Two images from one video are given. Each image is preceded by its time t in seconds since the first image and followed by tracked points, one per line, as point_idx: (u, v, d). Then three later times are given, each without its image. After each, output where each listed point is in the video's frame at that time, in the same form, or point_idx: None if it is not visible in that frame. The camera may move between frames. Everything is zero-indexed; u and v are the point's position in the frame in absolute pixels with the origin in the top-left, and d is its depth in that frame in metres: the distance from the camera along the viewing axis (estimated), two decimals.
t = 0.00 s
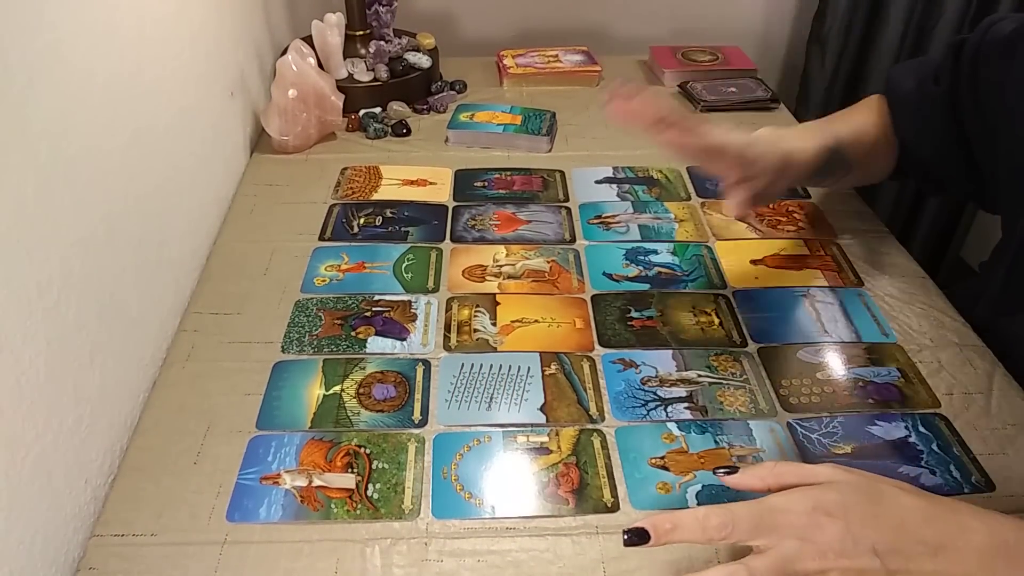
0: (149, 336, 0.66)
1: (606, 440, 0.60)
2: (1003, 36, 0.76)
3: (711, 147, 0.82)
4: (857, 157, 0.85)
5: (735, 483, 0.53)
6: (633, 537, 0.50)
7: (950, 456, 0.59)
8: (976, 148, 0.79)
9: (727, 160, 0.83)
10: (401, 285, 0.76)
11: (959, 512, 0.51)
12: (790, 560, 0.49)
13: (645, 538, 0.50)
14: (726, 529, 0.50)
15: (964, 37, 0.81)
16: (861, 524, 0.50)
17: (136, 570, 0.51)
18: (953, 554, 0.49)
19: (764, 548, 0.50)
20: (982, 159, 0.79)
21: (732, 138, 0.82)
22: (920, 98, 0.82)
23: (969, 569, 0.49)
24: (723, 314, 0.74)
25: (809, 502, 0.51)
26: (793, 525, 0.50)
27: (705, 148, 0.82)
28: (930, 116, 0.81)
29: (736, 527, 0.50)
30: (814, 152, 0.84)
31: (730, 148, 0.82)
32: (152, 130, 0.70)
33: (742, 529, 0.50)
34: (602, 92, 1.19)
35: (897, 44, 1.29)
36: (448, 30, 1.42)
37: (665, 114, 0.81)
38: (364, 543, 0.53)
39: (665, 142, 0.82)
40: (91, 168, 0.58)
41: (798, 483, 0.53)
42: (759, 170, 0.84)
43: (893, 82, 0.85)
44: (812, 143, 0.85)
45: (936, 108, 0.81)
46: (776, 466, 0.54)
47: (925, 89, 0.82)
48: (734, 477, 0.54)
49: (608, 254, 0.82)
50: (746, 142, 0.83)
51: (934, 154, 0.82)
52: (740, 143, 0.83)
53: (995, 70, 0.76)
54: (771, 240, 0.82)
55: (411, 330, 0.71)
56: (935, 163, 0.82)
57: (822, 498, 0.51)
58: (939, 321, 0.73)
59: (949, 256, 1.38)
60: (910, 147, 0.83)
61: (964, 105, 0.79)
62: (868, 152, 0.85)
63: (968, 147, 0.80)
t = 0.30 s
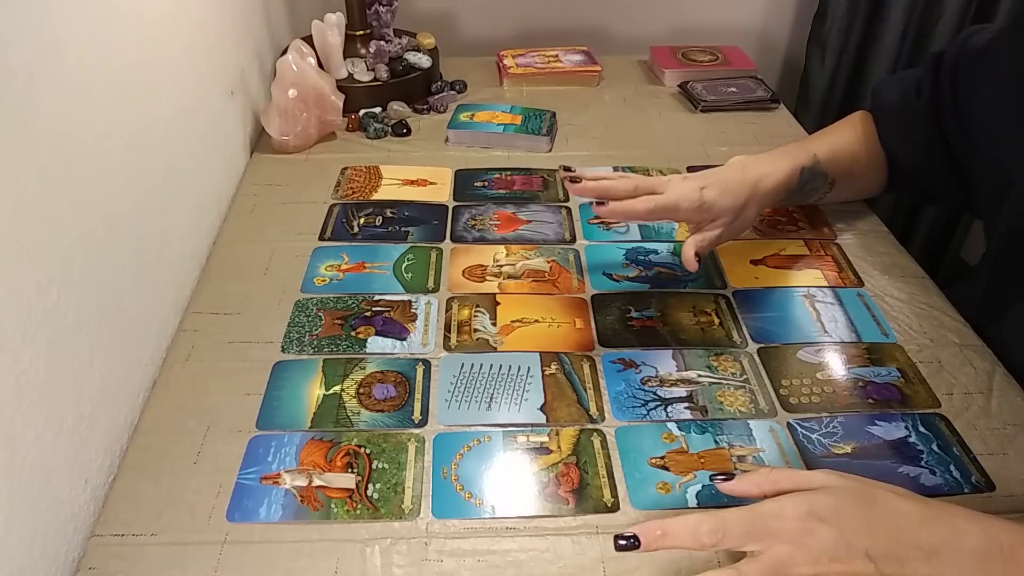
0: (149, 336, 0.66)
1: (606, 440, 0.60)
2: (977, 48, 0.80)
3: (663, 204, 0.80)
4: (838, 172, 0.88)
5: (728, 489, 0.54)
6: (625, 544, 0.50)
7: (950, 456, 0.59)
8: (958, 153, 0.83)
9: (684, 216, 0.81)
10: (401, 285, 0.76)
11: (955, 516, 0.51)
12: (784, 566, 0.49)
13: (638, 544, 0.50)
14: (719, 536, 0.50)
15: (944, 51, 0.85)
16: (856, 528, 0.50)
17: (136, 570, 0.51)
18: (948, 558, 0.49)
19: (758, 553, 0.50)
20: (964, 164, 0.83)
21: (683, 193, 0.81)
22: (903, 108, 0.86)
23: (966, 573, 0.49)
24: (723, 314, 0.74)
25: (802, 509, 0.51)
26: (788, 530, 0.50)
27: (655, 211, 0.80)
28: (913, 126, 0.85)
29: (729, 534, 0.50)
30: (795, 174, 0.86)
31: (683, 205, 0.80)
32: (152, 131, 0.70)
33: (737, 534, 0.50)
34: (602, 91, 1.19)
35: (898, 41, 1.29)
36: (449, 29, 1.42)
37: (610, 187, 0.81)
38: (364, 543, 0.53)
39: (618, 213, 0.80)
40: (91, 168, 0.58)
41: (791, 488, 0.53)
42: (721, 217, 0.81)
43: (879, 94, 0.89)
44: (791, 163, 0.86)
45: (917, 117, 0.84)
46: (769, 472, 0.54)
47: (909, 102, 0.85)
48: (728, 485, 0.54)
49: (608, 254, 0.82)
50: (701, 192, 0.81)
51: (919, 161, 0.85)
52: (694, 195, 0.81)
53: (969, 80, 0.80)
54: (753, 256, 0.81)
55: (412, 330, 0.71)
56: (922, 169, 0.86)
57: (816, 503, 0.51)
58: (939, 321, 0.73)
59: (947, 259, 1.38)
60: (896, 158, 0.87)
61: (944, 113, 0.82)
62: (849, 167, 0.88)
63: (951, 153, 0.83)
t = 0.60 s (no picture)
0: (149, 336, 0.66)
1: (606, 440, 0.60)
2: (964, 44, 0.82)
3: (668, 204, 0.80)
4: (838, 173, 0.88)
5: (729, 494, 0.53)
6: (626, 540, 0.50)
7: (950, 456, 0.59)
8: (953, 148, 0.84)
9: (689, 214, 0.81)
10: (401, 285, 0.76)
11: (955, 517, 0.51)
12: (787, 565, 0.49)
13: (638, 541, 0.50)
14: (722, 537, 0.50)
15: (931, 49, 0.87)
16: (856, 529, 0.50)
17: (136, 570, 0.51)
18: (949, 558, 0.49)
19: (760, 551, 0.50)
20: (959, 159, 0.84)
21: (688, 192, 0.81)
22: (897, 107, 0.86)
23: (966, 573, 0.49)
24: (723, 314, 0.74)
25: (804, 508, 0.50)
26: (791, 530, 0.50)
27: (661, 209, 0.80)
28: (906, 123, 0.85)
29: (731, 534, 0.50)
30: (794, 175, 0.86)
31: (687, 204, 0.81)
32: (152, 130, 0.70)
33: (739, 532, 0.50)
34: (601, 92, 1.19)
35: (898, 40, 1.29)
36: (449, 30, 1.42)
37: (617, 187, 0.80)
38: (364, 543, 0.53)
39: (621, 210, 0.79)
40: (91, 169, 0.58)
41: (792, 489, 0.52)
42: (724, 216, 0.82)
43: (872, 94, 0.89)
44: (790, 165, 0.86)
45: (913, 115, 0.85)
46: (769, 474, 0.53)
47: (901, 100, 0.86)
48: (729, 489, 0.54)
49: (608, 254, 0.82)
50: (705, 192, 0.81)
51: (915, 158, 0.86)
52: (698, 194, 0.81)
53: (961, 75, 0.81)
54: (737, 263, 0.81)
55: (412, 330, 0.71)
56: (918, 166, 0.86)
57: (818, 502, 0.51)
58: (939, 320, 0.73)
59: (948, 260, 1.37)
60: (891, 156, 0.87)
61: (940, 109, 0.83)
62: (848, 167, 0.88)
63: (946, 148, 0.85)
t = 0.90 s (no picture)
0: (149, 336, 0.66)
1: (606, 440, 0.60)
2: (961, 42, 0.82)
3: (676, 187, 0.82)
4: (839, 173, 0.88)
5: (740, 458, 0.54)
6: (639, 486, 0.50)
7: (950, 456, 0.59)
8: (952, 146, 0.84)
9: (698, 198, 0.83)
10: (401, 285, 0.76)
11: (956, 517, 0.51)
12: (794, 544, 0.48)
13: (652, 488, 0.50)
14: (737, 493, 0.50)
15: (931, 47, 0.87)
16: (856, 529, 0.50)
17: (136, 570, 0.51)
18: (952, 557, 0.49)
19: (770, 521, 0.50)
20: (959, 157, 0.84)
21: (698, 177, 0.82)
22: (896, 106, 0.87)
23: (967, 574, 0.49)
24: (723, 314, 0.74)
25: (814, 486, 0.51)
26: (801, 499, 0.50)
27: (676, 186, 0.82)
28: (905, 122, 0.86)
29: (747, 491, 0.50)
30: (795, 174, 0.86)
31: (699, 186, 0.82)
32: (152, 130, 0.70)
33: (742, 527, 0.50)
34: (601, 92, 1.19)
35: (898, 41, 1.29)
36: (449, 30, 1.42)
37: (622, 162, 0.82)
38: (364, 543, 0.53)
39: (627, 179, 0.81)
40: (91, 170, 0.58)
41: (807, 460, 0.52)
42: (732, 205, 0.83)
43: (872, 93, 0.90)
44: (791, 164, 0.87)
45: (911, 114, 0.85)
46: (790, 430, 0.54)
47: (901, 99, 0.87)
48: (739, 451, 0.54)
49: (608, 254, 0.82)
50: (715, 177, 0.83)
51: (915, 157, 0.86)
52: (708, 179, 0.82)
53: (958, 73, 0.81)
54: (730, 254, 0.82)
55: (412, 330, 0.71)
56: (919, 164, 0.87)
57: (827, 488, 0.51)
58: (939, 320, 0.73)
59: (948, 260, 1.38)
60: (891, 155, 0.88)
61: (938, 108, 0.83)
62: (849, 167, 0.88)
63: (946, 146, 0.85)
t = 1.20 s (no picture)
0: (149, 336, 0.66)
1: (606, 440, 0.60)
2: (964, 42, 0.82)
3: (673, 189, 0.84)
4: (844, 169, 0.88)
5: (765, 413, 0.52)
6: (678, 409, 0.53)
7: (950, 456, 0.59)
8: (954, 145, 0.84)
9: (696, 202, 0.84)
10: (401, 285, 0.76)
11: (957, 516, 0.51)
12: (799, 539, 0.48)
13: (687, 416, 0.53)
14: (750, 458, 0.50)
15: (933, 47, 0.87)
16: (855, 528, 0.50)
17: (136, 571, 0.51)
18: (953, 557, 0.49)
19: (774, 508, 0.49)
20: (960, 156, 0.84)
21: (694, 179, 0.84)
22: (898, 105, 0.87)
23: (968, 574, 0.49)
24: (723, 314, 0.74)
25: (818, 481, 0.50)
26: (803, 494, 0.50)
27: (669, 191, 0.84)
28: (907, 122, 0.86)
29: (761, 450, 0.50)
30: (799, 170, 0.87)
31: (693, 190, 0.84)
32: (152, 130, 0.70)
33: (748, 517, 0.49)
34: (601, 92, 1.19)
35: (898, 41, 1.29)
36: (448, 30, 1.42)
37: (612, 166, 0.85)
38: (364, 543, 0.53)
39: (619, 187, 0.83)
40: (90, 169, 0.58)
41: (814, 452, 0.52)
42: (735, 203, 0.84)
43: (874, 94, 0.90)
44: (795, 160, 0.87)
45: (912, 112, 0.85)
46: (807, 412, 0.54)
47: (903, 99, 0.86)
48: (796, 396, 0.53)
49: (608, 254, 0.82)
50: (712, 180, 0.84)
51: (918, 156, 0.86)
52: (704, 181, 0.84)
53: (960, 73, 0.81)
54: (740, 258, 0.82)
55: (412, 330, 0.71)
56: (920, 163, 0.87)
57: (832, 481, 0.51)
58: (939, 320, 0.73)
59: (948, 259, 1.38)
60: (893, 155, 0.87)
61: (939, 107, 0.83)
62: (853, 165, 0.88)
63: (948, 146, 0.85)
